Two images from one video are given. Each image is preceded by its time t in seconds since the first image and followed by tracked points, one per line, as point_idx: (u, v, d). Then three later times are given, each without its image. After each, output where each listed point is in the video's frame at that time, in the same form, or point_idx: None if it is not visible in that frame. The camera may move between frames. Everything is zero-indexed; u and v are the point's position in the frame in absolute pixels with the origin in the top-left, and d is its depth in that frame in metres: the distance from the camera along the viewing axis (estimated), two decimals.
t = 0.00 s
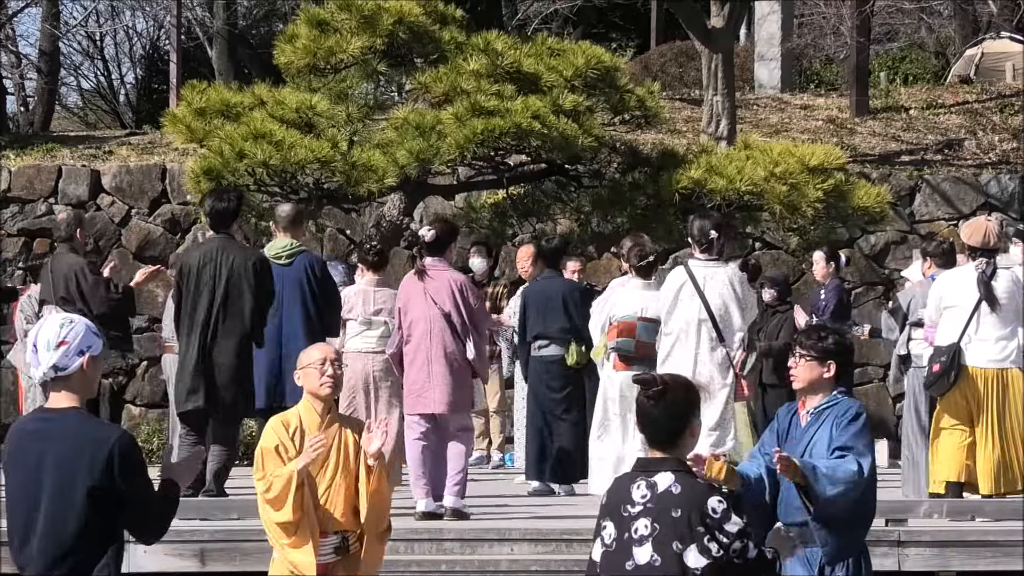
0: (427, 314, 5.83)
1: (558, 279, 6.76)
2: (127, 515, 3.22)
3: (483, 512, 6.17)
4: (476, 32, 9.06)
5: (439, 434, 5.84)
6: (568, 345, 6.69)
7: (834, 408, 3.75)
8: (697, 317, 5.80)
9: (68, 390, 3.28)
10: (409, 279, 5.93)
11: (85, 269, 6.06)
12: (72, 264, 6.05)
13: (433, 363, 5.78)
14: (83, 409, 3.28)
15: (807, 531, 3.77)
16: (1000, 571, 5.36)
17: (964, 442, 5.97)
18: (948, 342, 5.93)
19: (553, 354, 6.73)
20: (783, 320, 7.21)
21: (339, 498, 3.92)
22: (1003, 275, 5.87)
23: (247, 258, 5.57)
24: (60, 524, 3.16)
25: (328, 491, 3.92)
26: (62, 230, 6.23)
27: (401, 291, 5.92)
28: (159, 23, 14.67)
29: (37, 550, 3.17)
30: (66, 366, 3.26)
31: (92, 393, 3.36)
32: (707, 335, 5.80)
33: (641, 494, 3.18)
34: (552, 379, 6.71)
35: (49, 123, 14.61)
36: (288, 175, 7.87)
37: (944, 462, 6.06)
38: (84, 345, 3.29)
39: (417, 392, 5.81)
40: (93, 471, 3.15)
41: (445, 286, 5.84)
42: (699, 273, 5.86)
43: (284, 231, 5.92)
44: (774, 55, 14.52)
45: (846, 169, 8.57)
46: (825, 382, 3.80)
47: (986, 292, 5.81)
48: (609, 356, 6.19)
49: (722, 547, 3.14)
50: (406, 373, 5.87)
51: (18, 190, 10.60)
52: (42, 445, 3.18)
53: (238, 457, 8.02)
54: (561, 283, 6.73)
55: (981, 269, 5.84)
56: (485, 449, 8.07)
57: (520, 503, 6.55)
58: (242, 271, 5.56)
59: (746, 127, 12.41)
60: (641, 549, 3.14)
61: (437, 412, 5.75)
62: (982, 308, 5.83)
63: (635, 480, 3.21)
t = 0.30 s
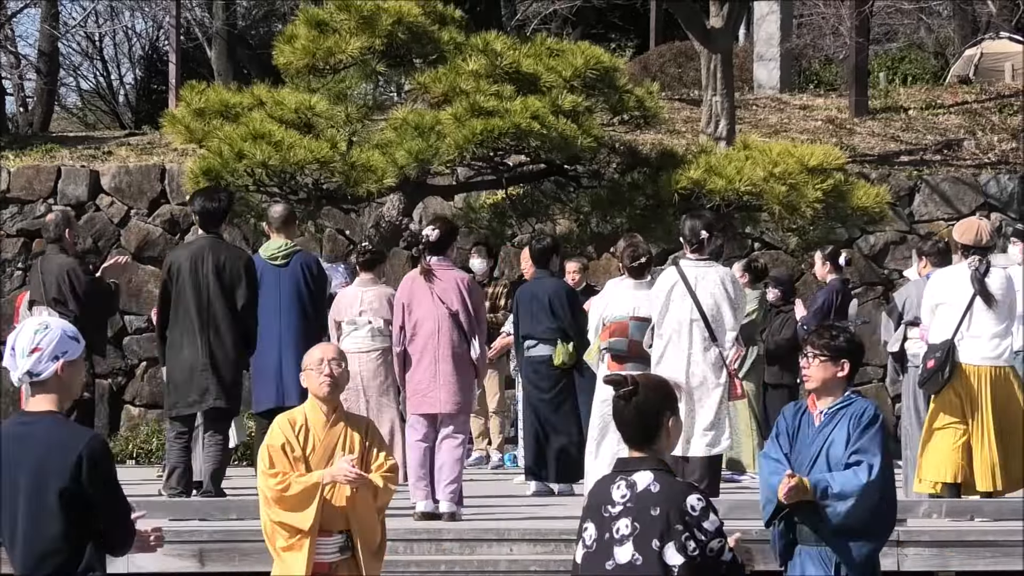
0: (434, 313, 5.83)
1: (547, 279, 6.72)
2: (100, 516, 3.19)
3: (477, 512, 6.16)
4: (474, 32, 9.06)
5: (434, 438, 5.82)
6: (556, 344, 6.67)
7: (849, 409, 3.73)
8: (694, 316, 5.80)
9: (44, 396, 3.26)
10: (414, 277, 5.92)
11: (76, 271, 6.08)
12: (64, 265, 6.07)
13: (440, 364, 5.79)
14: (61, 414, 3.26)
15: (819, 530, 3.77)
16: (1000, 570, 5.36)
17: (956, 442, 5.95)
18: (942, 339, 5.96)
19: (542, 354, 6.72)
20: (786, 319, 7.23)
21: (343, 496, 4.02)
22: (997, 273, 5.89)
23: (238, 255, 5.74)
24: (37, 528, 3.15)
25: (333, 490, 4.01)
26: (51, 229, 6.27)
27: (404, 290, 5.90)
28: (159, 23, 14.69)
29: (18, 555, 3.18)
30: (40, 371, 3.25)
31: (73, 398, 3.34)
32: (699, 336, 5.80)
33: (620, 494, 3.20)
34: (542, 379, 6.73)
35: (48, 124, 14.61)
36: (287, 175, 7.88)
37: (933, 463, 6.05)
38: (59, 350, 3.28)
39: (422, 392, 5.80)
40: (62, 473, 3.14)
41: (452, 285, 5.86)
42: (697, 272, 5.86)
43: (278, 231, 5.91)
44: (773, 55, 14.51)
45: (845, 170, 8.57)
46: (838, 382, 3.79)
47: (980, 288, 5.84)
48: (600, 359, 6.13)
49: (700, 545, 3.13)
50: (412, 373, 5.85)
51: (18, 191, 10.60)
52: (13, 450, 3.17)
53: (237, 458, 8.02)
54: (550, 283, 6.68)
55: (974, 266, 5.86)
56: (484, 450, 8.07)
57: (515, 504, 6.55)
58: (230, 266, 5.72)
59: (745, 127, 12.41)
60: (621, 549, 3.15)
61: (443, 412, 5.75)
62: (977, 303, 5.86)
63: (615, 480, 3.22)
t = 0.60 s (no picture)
0: (438, 313, 5.83)
1: (544, 279, 6.74)
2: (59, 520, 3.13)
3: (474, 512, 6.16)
4: (474, 32, 9.06)
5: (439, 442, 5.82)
6: (552, 345, 6.69)
7: (863, 409, 3.75)
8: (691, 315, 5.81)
9: (21, 398, 3.25)
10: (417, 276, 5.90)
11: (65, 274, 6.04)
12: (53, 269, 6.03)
13: (443, 364, 5.79)
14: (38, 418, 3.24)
15: (840, 530, 3.75)
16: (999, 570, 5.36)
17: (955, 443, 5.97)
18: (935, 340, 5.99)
19: (539, 354, 6.74)
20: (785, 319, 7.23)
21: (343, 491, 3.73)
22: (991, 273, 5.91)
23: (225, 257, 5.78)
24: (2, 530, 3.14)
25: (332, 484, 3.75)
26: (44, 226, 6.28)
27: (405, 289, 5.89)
28: (158, 23, 14.68)
29: None
30: (12, 373, 3.24)
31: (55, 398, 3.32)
32: (690, 336, 5.81)
33: (607, 493, 3.17)
34: (539, 379, 6.73)
35: (47, 124, 14.60)
36: (287, 174, 7.88)
37: (936, 463, 6.06)
38: (28, 352, 3.25)
39: (425, 392, 5.80)
40: (19, 475, 3.10)
41: (455, 285, 5.87)
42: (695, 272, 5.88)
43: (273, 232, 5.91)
44: (772, 55, 14.52)
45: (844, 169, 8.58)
46: (848, 381, 3.79)
47: (973, 289, 5.87)
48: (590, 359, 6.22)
49: (688, 544, 3.10)
50: (414, 372, 5.85)
51: (17, 191, 10.60)
52: None
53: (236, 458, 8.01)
54: (546, 284, 6.70)
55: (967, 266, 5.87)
56: (483, 449, 8.07)
57: (512, 503, 6.55)
58: (217, 270, 5.77)
59: (745, 127, 12.42)
60: (608, 549, 3.13)
61: (443, 412, 5.76)
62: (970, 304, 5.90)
63: (601, 479, 3.20)
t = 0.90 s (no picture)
0: (431, 315, 5.84)
1: (544, 282, 6.72)
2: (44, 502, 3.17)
3: (476, 514, 6.15)
4: (474, 34, 9.07)
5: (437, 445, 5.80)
6: (555, 347, 6.71)
7: (860, 408, 3.70)
8: (677, 317, 5.83)
9: (18, 398, 3.27)
10: (411, 280, 5.93)
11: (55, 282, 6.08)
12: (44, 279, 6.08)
13: (436, 366, 5.79)
14: (32, 419, 3.27)
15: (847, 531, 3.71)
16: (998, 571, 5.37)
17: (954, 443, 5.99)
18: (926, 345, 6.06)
19: (542, 358, 6.76)
20: (785, 320, 7.23)
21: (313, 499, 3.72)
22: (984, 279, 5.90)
23: (207, 268, 5.72)
24: None
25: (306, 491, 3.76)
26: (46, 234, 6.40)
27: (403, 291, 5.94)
28: (158, 26, 14.67)
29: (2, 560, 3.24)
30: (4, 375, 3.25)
31: (55, 397, 3.33)
32: (677, 336, 5.83)
33: (599, 496, 3.15)
34: (542, 382, 6.74)
35: (47, 126, 14.60)
36: (287, 176, 7.87)
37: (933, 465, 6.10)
38: (19, 354, 3.25)
39: (420, 394, 5.81)
40: (2, 473, 3.18)
41: (448, 287, 5.85)
42: (684, 273, 5.85)
43: (277, 233, 5.89)
44: (772, 57, 14.51)
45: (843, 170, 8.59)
46: (847, 382, 3.78)
47: (961, 298, 5.91)
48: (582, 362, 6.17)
49: (675, 547, 3.05)
50: (410, 374, 5.87)
51: (17, 193, 10.60)
52: None
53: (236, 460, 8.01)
54: (547, 287, 6.69)
55: (957, 274, 5.92)
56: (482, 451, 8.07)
57: (513, 505, 6.55)
58: (201, 279, 5.73)
59: (745, 129, 12.42)
60: (599, 552, 3.10)
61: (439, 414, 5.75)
62: (953, 316, 5.95)
63: (592, 484, 3.18)
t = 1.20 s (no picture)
0: (427, 316, 5.86)
1: (556, 287, 6.69)
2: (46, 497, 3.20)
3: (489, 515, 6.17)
4: (473, 36, 9.07)
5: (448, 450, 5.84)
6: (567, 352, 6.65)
7: (841, 410, 3.71)
8: (680, 322, 5.98)
9: (28, 400, 3.30)
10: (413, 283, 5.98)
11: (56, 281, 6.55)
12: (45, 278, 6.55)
13: (428, 367, 5.81)
14: (42, 421, 3.29)
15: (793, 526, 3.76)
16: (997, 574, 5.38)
17: (960, 445, 5.93)
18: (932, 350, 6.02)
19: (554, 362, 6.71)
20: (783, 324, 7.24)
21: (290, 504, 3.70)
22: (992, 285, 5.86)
23: (193, 271, 5.56)
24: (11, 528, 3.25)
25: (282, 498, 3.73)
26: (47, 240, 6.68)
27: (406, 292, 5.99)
28: (158, 28, 14.67)
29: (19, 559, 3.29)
30: (13, 378, 3.27)
31: (65, 400, 3.33)
32: (677, 338, 5.99)
33: (608, 498, 3.13)
34: (555, 387, 6.70)
35: (47, 128, 14.61)
36: (286, 179, 7.88)
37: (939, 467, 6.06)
38: (27, 357, 3.27)
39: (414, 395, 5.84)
40: (10, 475, 3.22)
41: (445, 288, 5.85)
42: (687, 277, 5.96)
43: (290, 237, 5.88)
44: (772, 59, 14.52)
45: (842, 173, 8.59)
46: (836, 386, 3.79)
47: (965, 304, 5.89)
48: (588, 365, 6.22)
49: (688, 543, 3.05)
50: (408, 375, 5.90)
51: (17, 196, 10.61)
52: None
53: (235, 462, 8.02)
54: (558, 291, 6.64)
55: (964, 278, 5.91)
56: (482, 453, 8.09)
57: (528, 508, 6.55)
58: (187, 283, 5.59)
59: (744, 131, 12.43)
60: (605, 554, 3.09)
61: (432, 414, 5.75)
62: (957, 321, 5.92)
63: (602, 488, 3.17)
